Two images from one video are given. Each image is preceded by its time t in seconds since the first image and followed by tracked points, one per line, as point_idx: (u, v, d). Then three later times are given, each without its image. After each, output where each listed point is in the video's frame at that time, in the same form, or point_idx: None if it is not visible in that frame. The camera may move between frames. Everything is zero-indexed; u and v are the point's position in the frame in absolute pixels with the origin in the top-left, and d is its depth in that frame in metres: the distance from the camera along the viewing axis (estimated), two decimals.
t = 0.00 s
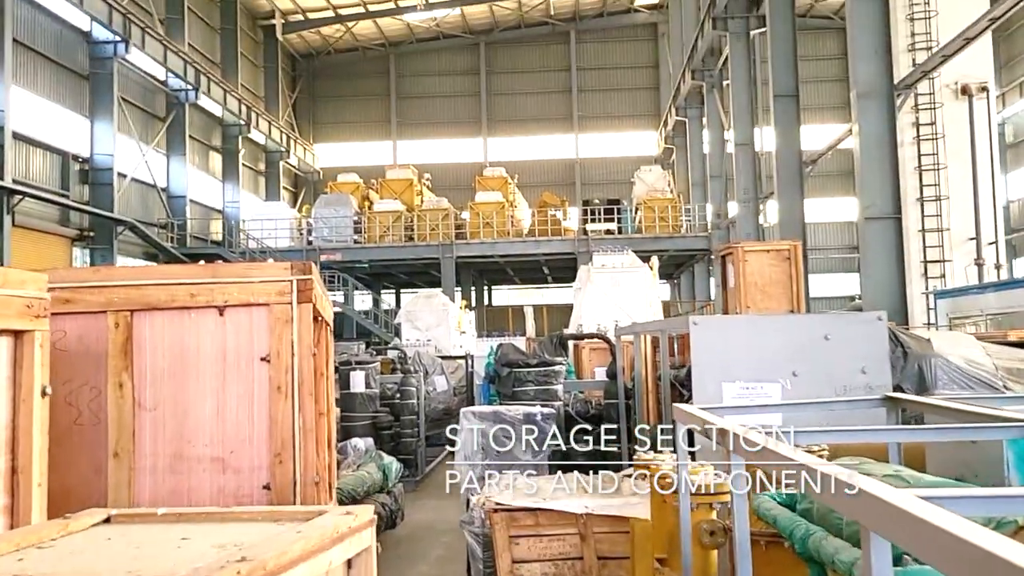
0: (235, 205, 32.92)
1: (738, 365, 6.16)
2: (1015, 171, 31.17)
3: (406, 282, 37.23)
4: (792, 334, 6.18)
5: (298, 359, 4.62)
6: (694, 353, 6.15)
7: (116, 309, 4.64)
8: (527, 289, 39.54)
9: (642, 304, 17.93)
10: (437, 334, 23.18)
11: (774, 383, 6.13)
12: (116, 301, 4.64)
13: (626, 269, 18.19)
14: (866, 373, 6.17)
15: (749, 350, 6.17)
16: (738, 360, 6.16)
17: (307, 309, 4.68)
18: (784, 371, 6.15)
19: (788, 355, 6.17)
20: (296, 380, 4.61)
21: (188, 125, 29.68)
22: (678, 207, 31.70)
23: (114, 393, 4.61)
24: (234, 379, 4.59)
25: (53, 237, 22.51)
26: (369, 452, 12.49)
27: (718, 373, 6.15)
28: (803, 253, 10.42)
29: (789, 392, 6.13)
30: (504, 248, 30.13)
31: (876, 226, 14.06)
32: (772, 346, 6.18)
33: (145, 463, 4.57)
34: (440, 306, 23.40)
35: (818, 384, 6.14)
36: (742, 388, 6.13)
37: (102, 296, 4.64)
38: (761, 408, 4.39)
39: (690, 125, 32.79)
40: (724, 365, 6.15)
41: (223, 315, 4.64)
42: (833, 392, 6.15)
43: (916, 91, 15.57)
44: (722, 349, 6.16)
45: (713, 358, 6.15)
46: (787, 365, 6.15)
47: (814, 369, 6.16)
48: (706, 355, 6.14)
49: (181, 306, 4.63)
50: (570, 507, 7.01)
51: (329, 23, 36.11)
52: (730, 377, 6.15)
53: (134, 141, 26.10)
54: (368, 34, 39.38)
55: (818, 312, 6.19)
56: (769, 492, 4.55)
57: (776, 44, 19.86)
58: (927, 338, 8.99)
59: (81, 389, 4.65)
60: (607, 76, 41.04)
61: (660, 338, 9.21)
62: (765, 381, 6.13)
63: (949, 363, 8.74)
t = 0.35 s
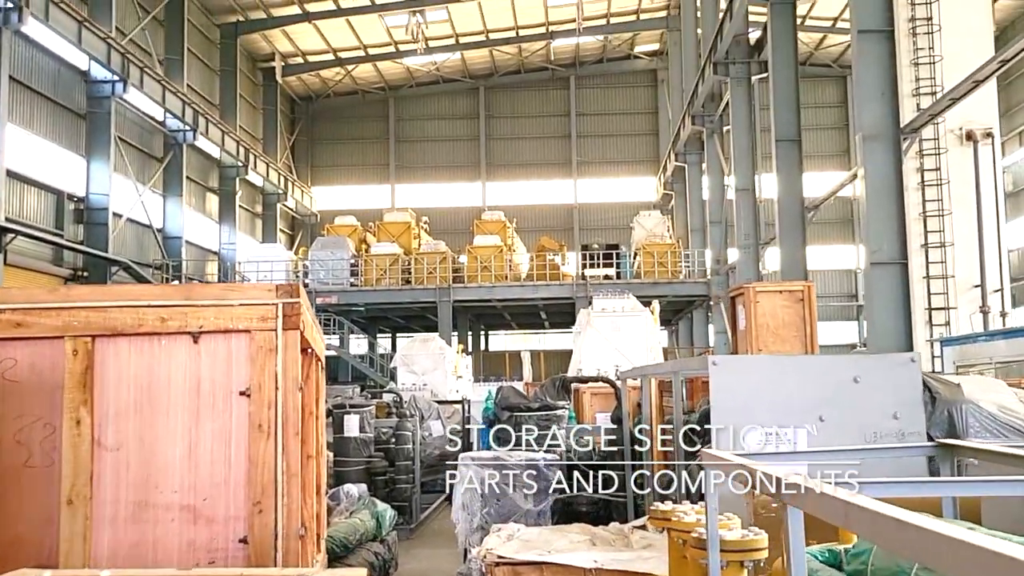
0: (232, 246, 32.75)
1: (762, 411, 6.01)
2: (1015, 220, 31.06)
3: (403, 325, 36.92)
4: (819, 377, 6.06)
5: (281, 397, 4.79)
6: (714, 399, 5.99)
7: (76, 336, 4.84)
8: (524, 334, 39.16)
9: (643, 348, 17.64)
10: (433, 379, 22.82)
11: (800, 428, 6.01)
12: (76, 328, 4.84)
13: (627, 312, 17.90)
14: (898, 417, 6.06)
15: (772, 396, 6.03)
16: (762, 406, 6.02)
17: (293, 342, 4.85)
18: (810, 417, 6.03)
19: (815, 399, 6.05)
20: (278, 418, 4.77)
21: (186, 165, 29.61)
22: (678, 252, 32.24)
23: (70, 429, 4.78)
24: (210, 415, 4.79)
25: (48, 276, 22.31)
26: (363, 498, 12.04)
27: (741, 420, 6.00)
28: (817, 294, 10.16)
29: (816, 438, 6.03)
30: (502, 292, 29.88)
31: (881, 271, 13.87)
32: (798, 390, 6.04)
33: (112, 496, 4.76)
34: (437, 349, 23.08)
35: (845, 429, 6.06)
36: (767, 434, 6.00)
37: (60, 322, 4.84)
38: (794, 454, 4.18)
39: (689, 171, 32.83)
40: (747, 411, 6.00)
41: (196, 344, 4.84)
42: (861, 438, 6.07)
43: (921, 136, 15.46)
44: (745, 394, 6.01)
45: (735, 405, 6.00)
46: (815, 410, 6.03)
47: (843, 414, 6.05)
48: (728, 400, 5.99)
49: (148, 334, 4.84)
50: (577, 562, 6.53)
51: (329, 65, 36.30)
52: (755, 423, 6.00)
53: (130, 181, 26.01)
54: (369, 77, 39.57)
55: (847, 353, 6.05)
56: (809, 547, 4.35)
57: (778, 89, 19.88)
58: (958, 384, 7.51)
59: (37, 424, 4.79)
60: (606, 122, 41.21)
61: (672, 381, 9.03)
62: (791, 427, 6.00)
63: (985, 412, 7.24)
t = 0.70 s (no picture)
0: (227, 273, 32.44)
1: (783, 451, 6.03)
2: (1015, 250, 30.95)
3: (399, 353, 36.60)
4: (838, 413, 6.07)
5: (251, 426, 3.59)
6: (730, 440, 6.01)
7: None
8: (520, 363, 38.80)
9: (643, 378, 17.34)
10: (428, 408, 22.46)
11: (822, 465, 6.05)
12: None
13: (625, 340, 17.63)
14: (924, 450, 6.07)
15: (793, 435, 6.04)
16: (783, 445, 6.03)
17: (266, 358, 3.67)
18: (832, 453, 6.05)
19: (835, 434, 6.07)
20: (248, 453, 3.57)
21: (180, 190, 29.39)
22: (676, 281, 31.92)
23: None
24: (166, 451, 3.56)
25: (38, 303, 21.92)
26: (354, 530, 11.69)
27: (760, 460, 6.04)
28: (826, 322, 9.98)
29: (839, 474, 6.06)
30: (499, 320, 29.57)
31: (884, 300, 13.72)
32: (818, 426, 6.07)
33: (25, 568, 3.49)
34: (432, 377, 22.74)
35: (869, 465, 6.07)
36: (788, 474, 6.03)
37: None
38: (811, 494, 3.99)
39: (687, 199, 32.75)
40: (767, 452, 6.03)
41: (153, 362, 3.62)
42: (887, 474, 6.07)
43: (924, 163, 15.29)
44: (765, 434, 6.02)
45: (755, 446, 6.01)
46: (835, 445, 6.06)
47: (865, 448, 6.07)
48: (747, 441, 6.01)
49: (92, 346, 3.61)
50: None
51: (327, 92, 36.36)
52: (776, 462, 6.04)
53: (123, 207, 25.78)
54: (366, 105, 39.59)
55: (866, 385, 6.09)
56: None
57: (777, 116, 19.78)
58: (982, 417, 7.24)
59: None
60: (603, 150, 41.20)
61: (680, 411, 8.82)
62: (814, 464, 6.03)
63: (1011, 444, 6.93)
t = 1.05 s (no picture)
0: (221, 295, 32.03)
1: (783, 457, 5.22)
2: (1016, 273, 30.67)
3: (394, 376, 36.22)
4: (844, 426, 5.22)
5: (154, 461, 2.90)
6: (726, 440, 5.26)
7: None
8: (517, 387, 38.35)
9: (639, 401, 16.96)
10: (422, 431, 22.00)
11: (823, 481, 5.16)
12: None
13: (622, 362, 17.26)
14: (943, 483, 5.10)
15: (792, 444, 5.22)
16: (783, 451, 5.23)
17: (177, 376, 2.98)
18: (834, 467, 5.17)
19: (841, 449, 5.19)
20: (152, 493, 2.88)
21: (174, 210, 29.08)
22: (674, 303, 31.61)
23: None
24: (50, 492, 2.90)
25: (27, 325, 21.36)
26: (339, 560, 11.28)
27: (759, 464, 5.23)
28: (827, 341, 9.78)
29: (840, 494, 5.15)
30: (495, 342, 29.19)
31: (886, 322, 13.40)
32: (825, 440, 5.21)
33: None
34: (426, 400, 22.35)
35: (878, 489, 5.14)
36: (786, 486, 5.20)
37: None
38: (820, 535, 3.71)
39: (685, 221, 32.58)
40: (766, 456, 5.23)
41: (40, 383, 2.99)
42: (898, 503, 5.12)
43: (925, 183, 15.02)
44: (765, 438, 5.23)
45: (753, 449, 5.23)
46: (839, 459, 5.18)
47: (875, 469, 5.16)
48: (745, 442, 5.23)
49: None
50: None
51: (324, 113, 36.24)
52: (775, 469, 5.22)
53: (116, 227, 25.44)
54: (363, 126, 39.46)
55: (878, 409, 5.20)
56: None
57: (776, 135, 19.58)
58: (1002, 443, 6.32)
59: None
60: (601, 171, 41.06)
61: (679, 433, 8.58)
62: (816, 479, 5.15)
63: None
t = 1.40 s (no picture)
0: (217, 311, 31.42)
1: (783, 457, 5.04)
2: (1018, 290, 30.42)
3: (391, 394, 35.88)
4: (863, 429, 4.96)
5: (57, 467, 2.26)
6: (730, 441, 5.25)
7: None
8: (515, 404, 38.20)
9: (640, 418, 16.65)
10: (419, 449, 21.64)
11: (823, 482, 4.88)
12: None
13: (622, 378, 16.95)
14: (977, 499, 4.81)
15: (793, 444, 5.05)
16: (783, 451, 5.06)
17: (89, 366, 2.34)
18: (834, 467, 4.91)
19: (843, 447, 4.96)
20: (55, 513, 2.25)
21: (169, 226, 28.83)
22: (674, 319, 31.33)
23: None
24: None
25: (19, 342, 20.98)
26: None
27: (758, 464, 5.06)
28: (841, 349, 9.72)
29: (840, 494, 4.91)
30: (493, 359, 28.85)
31: (892, 337, 13.14)
32: (830, 441, 4.98)
33: None
34: (423, 418, 22.02)
35: (881, 490, 4.89)
36: (786, 485, 4.98)
37: None
38: (846, 558, 3.44)
39: (685, 237, 32.39)
40: (766, 456, 5.06)
41: None
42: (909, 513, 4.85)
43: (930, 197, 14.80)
44: (765, 438, 5.11)
45: (752, 448, 5.12)
46: (839, 459, 4.94)
47: (880, 471, 4.91)
48: (746, 442, 5.17)
49: None
50: None
51: (322, 129, 36.10)
52: (775, 469, 5.02)
53: (109, 242, 25.13)
54: (362, 142, 39.31)
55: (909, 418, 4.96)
56: None
57: (777, 149, 19.40)
58: None
59: None
60: (600, 188, 40.89)
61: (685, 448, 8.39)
62: (815, 478, 4.89)
63: None
